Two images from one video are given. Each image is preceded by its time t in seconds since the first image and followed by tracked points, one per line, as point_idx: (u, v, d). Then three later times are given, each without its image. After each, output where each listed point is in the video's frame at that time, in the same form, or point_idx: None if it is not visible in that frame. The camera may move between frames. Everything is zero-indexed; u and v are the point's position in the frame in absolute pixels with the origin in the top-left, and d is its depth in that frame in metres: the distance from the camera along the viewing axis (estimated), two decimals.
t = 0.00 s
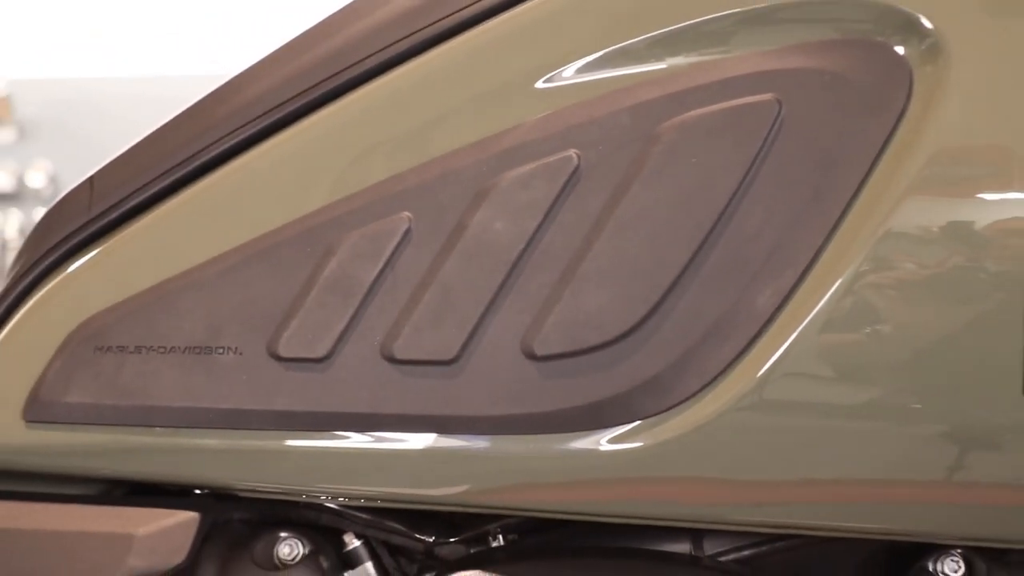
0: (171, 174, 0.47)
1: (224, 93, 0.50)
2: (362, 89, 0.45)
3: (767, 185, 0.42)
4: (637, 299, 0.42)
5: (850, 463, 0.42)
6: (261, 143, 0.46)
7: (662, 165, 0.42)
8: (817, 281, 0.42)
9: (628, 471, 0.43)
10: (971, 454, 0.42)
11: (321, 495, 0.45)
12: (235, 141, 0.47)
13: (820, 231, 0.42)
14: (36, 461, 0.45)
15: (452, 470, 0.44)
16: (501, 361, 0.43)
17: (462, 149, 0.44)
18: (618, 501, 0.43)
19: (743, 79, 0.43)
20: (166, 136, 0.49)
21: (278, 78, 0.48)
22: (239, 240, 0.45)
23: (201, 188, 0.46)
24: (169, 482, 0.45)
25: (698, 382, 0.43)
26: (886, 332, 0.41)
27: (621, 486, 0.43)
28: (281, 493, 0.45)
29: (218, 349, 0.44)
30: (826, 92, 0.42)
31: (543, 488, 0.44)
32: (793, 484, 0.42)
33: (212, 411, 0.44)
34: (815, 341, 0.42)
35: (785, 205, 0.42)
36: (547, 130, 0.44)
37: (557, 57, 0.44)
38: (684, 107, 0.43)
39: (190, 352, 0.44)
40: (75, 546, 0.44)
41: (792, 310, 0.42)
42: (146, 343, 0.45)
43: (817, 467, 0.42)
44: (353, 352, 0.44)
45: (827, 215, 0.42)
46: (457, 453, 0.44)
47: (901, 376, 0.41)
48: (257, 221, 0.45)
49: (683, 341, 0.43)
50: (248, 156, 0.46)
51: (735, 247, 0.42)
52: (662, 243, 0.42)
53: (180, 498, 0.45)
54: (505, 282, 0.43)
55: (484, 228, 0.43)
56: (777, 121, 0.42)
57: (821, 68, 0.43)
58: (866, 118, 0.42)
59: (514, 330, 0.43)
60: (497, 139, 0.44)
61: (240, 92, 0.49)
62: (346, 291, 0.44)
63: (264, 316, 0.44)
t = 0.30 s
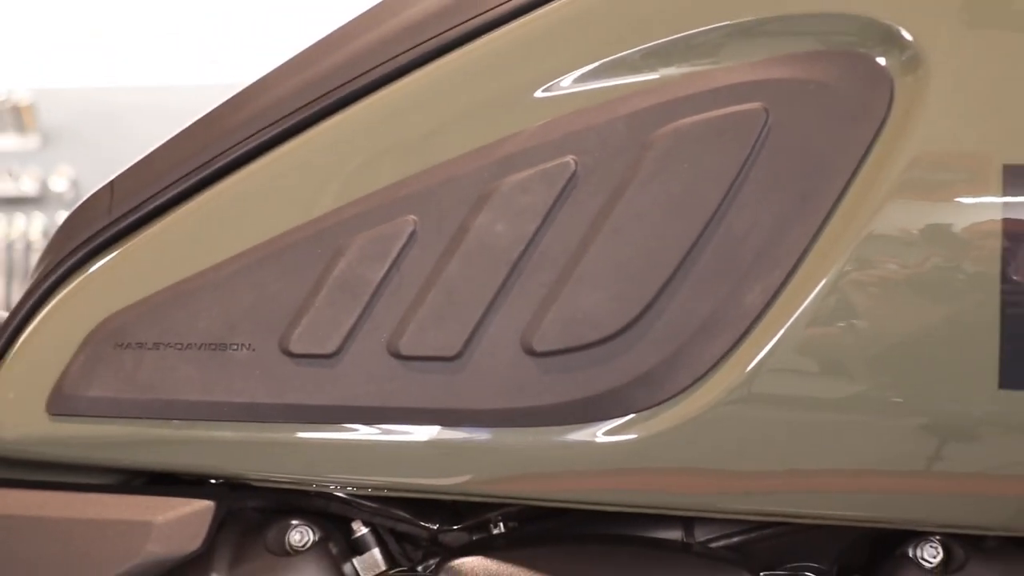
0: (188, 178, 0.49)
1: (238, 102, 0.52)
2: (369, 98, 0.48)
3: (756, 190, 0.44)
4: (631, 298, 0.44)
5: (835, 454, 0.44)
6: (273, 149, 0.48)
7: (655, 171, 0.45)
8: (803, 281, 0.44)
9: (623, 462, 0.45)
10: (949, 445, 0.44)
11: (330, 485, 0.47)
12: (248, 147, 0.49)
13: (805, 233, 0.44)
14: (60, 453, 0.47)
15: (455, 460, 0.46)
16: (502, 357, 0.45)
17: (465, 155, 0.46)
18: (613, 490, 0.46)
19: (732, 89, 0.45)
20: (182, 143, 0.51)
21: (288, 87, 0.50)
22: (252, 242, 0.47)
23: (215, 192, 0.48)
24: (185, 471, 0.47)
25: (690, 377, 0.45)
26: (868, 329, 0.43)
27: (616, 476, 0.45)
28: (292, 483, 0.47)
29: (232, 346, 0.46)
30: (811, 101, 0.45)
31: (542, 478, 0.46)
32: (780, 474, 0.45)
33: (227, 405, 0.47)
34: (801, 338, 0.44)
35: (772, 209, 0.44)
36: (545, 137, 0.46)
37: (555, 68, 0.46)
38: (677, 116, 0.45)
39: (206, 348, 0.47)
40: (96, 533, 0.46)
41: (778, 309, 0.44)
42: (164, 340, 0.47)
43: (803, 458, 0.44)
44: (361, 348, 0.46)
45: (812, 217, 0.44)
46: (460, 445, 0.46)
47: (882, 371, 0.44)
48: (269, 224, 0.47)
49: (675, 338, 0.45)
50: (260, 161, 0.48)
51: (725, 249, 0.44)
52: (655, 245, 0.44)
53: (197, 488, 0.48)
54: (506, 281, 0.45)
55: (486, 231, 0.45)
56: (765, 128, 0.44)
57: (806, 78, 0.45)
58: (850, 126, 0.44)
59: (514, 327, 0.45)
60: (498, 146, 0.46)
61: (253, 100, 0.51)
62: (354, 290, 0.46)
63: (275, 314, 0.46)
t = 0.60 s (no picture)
0: (198, 181, 0.50)
1: (246, 107, 0.53)
2: (374, 103, 0.49)
3: (748, 193, 0.46)
4: (628, 297, 0.46)
5: (825, 449, 0.46)
6: (280, 152, 0.50)
7: (651, 174, 0.46)
8: (795, 280, 0.45)
9: (620, 456, 0.47)
10: (937, 440, 0.45)
11: (336, 478, 0.48)
12: (256, 151, 0.50)
13: (797, 234, 0.46)
14: (74, 447, 0.48)
15: (457, 454, 0.47)
16: (502, 354, 0.47)
17: (467, 159, 0.48)
18: (610, 483, 0.47)
19: (726, 95, 0.46)
20: (192, 146, 0.53)
21: (295, 92, 0.52)
22: (259, 242, 0.49)
23: (225, 194, 0.49)
24: (195, 466, 0.49)
25: (685, 374, 0.46)
26: (857, 328, 0.45)
27: (613, 470, 0.47)
28: (299, 476, 0.48)
29: (240, 343, 0.48)
30: (803, 106, 0.46)
31: (541, 471, 0.47)
32: (772, 468, 0.46)
33: (236, 401, 0.48)
34: (792, 336, 0.45)
35: (764, 211, 0.46)
36: (545, 141, 0.47)
37: (553, 74, 0.47)
38: (672, 121, 0.46)
39: (216, 346, 0.48)
40: (109, 525, 0.47)
41: (770, 308, 0.46)
42: (175, 337, 0.48)
43: (794, 452, 0.46)
44: (365, 346, 0.47)
45: (803, 219, 0.46)
46: (462, 440, 0.47)
47: (871, 368, 0.45)
48: (277, 225, 0.49)
49: (670, 336, 0.46)
50: (268, 165, 0.49)
51: (718, 250, 0.46)
52: (651, 247, 0.46)
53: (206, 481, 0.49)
54: (506, 281, 0.46)
55: (487, 232, 0.47)
56: (757, 133, 0.46)
57: (797, 84, 0.46)
58: (840, 130, 0.46)
59: (514, 326, 0.47)
60: (498, 149, 0.48)
61: (260, 105, 0.52)
62: (359, 289, 0.47)
63: (283, 313, 0.48)
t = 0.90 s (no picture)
0: (213, 185, 0.53)
1: (257, 114, 0.55)
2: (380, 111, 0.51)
3: (738, 197, 0.48)
4: (622, 297, 0.48)
5: (811, 441, 0.48)
6: (290, 159, 0.52)
7: (645, 179, 0.48)
8: (782, 281, 0.48)
9: (615, 449, 0.49)
10: (918, 433, 0.47)
11: (343, 470, 0.50)
12: (268, 157, 0.52)
13: (784, 237, 0.48)
14: (93, 440, 0.51)
15: (459, 447, 0.49)
16: (503, 351, 0.49)
17: (469, 164, 0.50)
18: (606, 475, 0.49)
19: (717, 104, 0.48)
20: (207, 151, 0.55)
21: (305, 101, 0.54)
22: (270, 244, 0.51)
23: (238, 198, 0.52)
24: (209, 458, 0.51)
25: (677, 370, 0.49)
26: (841, 326, 0.47)
27: (608, 462, 0.49)
28: (308, 468, 0.51)
29: (252, 341, 0.50)
30: (791, 114, 0.48)
31: (540, 463, 0.49)
32: (761, 460, 0.48)
33: (248, 396, 0.50)
34: (779, 334, 0.47)
35: (753, 214, 0.48)
36: (544, 147, 0.49)
37: (552, 83, 0.50)
38: (665, 128, 0.49)
39: (229, 343, 0.50)
40: (127, 514, 0.50)
41: (759, 307, 0.48)
42: (190, 335, 0.50)
43: (782, 445, 0.48)
44: (371, 343, 0.50)
45: (791, 222, 0.48)
46: (464, 433, 0.49)
47: (856, 365, 0.47)
48: (287, 227, 0.51)
49: (663, 334, 0.48)
50: (279, 170, 0.52)
51: (709, 252, 0.48)
52: (645, 248, 0.48)
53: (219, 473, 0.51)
54: (506, 281, 0.49)
55: (488, 234, 0.49)
56: (746, 140, 0.48)
57: (785, 93, 0.48)
58: (825, 137, 0.48)
59: (514, 324, 0.49)
60: (499, 155, 0.50)
61: (271, 114, 0.55)
62: (366, 289, 0.49)
63: (293, 312, 0.50)
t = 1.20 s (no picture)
0: (227, 190, 0.55)
1: (269, 122, 0.58)
2: (387, 120, 0.54)
3: (727, 201, 0.50)
4: (617, 296, 0.50)
5: (797, 434, 0.50)
6: (301, 164, 0.55)
7: (639, 184, 0.51)
8: (769, 281, 0.50)
9: (610, 441, 0.51)
10: (899, 426, 0.49)
11: (352, 461, 0.53)
12: (279, 164, 0.55)
13: (771, 239, 0.50)
14: (113, 432, 0.53)
15: (462, 439, 0.52)
16: (503, 348, 0.51)
17: (472, 170, 0.52)
18: (602, 465, 0.52)
19: (707, 112, 0.51)
20: (222, 157, 0.57)
21: (314, 109, 0.56)
22: (282, 246, 0.53)
23: (251, 202, 0.54)
24: (223, 450, 0.53)
25: (669, 366, 0.51)
26: (825, 323, 0.49)
27: (603, 454, 0.51)
28: (318, 459, 0.53)
29: (265, 338, 0.53)
30: (778, 122, 0.50)
31: (539, 455, 0.52)
32: (749, 452, 0.50)
33: (261, 391, 0.53)
34: (767, 332, 0.50)
35: (742, 218, 0.50)
36: (543, 153, 0.52)
37: (550, 93, 0.52)
38: (657, 136, 0.51)
39: (242, 341, 0.53)
40: (145, 503, 0.52)
41: (747, 306, 0.50)
42: (205, 332, 0.53)
43: (769, 438, 0.50)
44: (378, 341, 0.52)
45: (778, 225, 0.50)
46: (466, 426, 0.52)
47: (839, 361, 0.49)
48: (298, 230, 0.53)
49: (656, 332, 0.51)
50: (290, 175, 0.54)
51: (700, 253, 0.50)
52: (639, 250, 0.50)
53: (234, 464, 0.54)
54: (507, 282, 0.51)
55: (489, 236, 0.51)
56: (735, 147, 0.50)
57: (773, 103, 0.51)
58: (811, 144, 0.50)
59: (514, 322, 0.51)
60: (500, 162, 0.52)
61: (281, 122, 0.57)
62: (373, 289, 0.52)
63: (303, 310, 0.52)
